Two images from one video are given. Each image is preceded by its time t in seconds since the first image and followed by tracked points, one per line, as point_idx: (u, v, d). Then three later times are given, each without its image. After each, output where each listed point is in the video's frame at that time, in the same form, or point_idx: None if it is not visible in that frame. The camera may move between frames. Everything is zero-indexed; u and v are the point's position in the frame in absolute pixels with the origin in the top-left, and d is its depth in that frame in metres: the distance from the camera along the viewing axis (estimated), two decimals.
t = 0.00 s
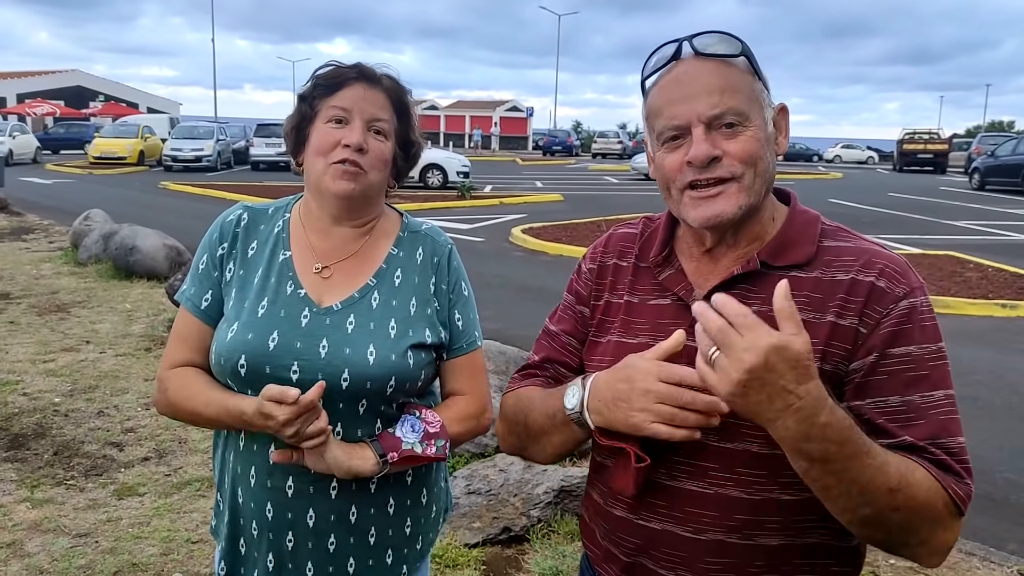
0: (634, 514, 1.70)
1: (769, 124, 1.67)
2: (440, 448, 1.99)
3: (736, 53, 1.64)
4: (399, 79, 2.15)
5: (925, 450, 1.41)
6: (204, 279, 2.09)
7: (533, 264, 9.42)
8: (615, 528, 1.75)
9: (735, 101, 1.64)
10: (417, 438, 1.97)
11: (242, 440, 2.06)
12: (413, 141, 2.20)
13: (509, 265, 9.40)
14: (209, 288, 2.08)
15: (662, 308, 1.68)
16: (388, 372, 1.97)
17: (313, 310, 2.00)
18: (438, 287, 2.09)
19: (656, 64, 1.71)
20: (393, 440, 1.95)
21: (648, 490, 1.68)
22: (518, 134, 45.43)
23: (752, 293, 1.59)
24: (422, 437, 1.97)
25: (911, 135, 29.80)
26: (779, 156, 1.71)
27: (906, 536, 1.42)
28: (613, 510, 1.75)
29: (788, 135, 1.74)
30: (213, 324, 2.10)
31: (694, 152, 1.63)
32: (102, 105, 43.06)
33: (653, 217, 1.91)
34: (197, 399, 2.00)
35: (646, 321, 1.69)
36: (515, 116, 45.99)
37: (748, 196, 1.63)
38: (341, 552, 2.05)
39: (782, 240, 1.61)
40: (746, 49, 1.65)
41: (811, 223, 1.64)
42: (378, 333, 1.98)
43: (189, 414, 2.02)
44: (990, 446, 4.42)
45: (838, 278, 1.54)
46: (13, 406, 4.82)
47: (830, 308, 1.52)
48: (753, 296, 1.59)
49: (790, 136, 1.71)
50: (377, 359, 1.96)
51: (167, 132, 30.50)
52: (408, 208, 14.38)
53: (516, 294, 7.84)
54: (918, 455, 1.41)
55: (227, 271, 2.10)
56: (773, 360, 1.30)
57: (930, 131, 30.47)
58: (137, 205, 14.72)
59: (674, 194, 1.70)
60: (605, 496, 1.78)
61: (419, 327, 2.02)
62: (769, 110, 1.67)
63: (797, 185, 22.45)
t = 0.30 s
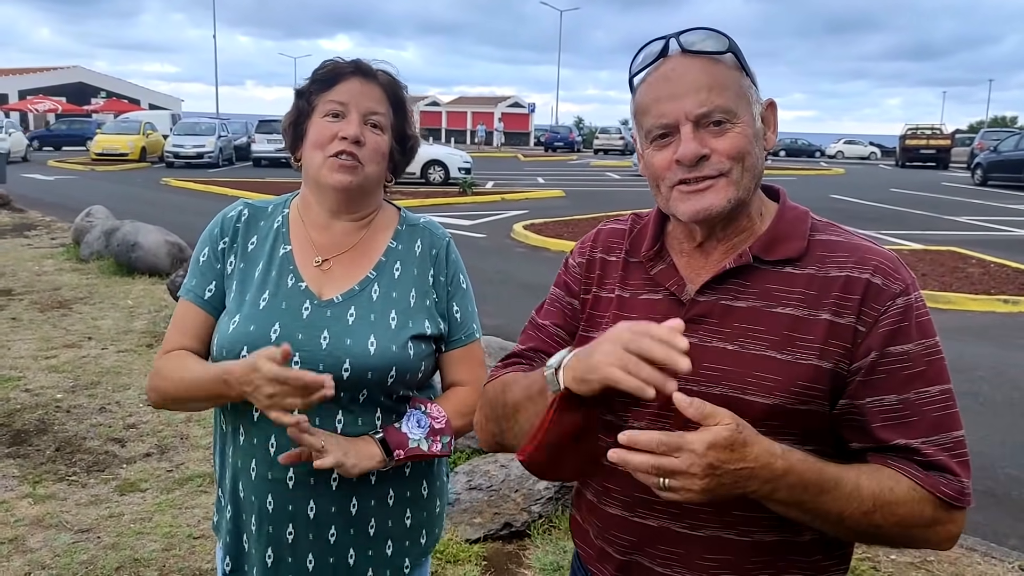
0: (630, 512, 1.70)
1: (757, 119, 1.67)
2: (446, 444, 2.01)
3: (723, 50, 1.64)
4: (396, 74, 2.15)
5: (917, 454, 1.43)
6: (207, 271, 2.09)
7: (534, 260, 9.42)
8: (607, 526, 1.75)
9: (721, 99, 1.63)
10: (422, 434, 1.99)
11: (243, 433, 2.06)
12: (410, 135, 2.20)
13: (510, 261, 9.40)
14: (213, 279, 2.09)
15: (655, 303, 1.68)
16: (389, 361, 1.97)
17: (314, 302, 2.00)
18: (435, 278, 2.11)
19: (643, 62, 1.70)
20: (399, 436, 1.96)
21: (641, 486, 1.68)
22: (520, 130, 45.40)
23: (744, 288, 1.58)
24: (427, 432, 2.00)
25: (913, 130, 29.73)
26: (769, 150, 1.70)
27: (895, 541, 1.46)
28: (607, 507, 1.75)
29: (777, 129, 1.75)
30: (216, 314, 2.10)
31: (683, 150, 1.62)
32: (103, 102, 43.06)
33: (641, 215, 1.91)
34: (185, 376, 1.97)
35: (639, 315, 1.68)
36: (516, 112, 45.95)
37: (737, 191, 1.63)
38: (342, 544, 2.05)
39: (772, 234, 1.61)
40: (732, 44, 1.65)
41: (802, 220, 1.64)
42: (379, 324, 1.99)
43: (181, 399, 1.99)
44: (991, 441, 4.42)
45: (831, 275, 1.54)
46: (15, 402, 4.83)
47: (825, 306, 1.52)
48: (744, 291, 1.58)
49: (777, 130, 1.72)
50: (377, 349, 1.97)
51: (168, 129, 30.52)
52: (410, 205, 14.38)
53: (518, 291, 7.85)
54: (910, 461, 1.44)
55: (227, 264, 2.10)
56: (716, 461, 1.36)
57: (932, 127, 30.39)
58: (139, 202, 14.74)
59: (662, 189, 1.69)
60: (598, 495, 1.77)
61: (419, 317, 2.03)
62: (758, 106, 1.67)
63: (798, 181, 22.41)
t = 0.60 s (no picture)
0: (628, 509, 1.69)
1: (753, 115, 1.67)
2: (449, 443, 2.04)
3: (722, 45, 1.63)
4: (386, 71, 2.15)
5: (899, 447, 1.42)
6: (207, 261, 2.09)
7: (540, 258, 9.41)
8: (606, 524, 1.73)
9: (721, 94, 1.62)
10: (426, 434, 2.01)
11: (243, 426, 2.06)
12: (405, 132, 2.20)
13: (516, 258, 9.40)
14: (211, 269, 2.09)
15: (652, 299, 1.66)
16: (385, 355, 1.97)
17: (310, 297, 2.00)
18: (433, 271, 2.10)
19: (641, 57, 1.69)
20: (403, 437, 1.99)
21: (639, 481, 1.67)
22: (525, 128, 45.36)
23: (740, 283, 1.57)
24: (430, 432, 2.02)
25: (920, 128, 29.62)
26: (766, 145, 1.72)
27: (873, 535, 1.46)
28: (605, 505, 1.74)
29: (771, 125, 1.74)
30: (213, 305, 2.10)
31: (682, 143, 1.61)
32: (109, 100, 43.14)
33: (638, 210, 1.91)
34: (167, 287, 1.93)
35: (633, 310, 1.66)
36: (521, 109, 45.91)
37: (734, 184, 1.62)
38: (341, 540, 2.05)
39: (768, 230, 1.61)
40: (730, 40, 1.64)
41: (798, 217, 1.64)
42: (376, 319, 1.99)
43: (163, 321, 1.94)
44: (996, 439, 4.40)
45: (826, 270, 1.53)
46: (21, 399, 4.85)
47: (820, 300, 1.51)
48: (740, 286, 1.57)
49: (772, 127, 1.72)
50: (373, 343, 1.96)
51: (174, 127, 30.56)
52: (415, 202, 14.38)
53: (523, 288, 7.84)
54: (891, 454, 1.43)
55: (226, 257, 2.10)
56: (698, 428, 1.40)
57: (939, 124, 30.28)
58: (144, 200, 14.75)
59: (658, 182, 1.68)
60: (597, 492, 1.76)
61: (416, 311, 2.03)
62: (754, 101, 1.67)
63: (804, 178, 22.34)
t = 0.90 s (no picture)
0: (637, 509, 1.67)
1: (767, 114, 1.65)
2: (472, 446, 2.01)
3: (734, 43, 1.62)
4: (399, 70, 2.14)
5: (888, 440, 1.39)
6: (212, 257, 2.09)
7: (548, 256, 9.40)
8: (615, 523, 1.72)
9: (736, 92, 1.61)
10: (448, 438, 1.99)
11: (251, 424, 2.06)
12: (416, 130, 2.19)
13: (524, 257, 9.39)
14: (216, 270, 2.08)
15: (660, 297, 1.62)
16: (391, 355, 1.96)
17: (316, 296, 1.99)
18: (441, 272, 2.09)
19: (652, 54, 1.68)
20: (425, 440, 1.98)
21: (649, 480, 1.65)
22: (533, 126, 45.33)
23: (748, 281, 1.56)
24: (453, 435, 2.00)
25: (930, 125, 29.47)
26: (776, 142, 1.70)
27: (857, 526, 1.42)
28: (614, 504, 1.71)
29: (785, 125, 1.73)
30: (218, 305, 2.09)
31: (698, 140, 1.59)
32: (118, 99, 43.28)
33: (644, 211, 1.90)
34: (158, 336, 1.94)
35: (641, 308, 1.64)
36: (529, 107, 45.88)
37: (748, 183, 1.60)
38: (348, 539, 2.04)
39: (777, 226, 1.59)
40: (743, 39, 1.63)
41: (808, 214, 1.62)
42: (382, 318, 1.98)
43: (144, 357, 1.97)
44: (1007, 438, 4.37)
45: (834, 266, 1.51)
46: (31, 396, 4.86)
47: (827, 295, 1.49)
48: (748, 283, 1.55)
49: (783, 127, 1.70)
50: (379, 342, 1.95)
51: (182, 125, 30.65)
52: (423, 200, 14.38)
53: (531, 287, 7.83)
54: (882, 446, 1.39)
55: (234, 256, 2.10)
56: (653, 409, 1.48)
57: (949, 122, 30.13)
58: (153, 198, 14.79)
59: (669, 181, 1.66)
60: (605, 491, 1.74)
61: (423, 311, 2.01)
62: (768, 100, 1.65)
63: (813, 177, 22.26)
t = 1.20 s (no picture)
0: (649, 504, 1.66)
1: (790, 112, 1.64)
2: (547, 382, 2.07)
3: (761, 40, 1.61)
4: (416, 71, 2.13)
5: (833, 421, 1.40)
6: (218, 265, 2.09)
7: (557, 256, 9.39)
8: (626, 519, 1.71)
9: (761, 87, 1.60)
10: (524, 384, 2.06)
11: (260, 424, 2.06)
12: (431, 131, 2.18)
13: (533, 256, 9.38)
14: (223, 275, 2.08)
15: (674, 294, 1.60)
16: (400, 354, 1.95)
17: (328, 297, 2.00)
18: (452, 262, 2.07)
19: (676, 48, 1.67)
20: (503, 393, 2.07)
21: (661, 477, 1.64)
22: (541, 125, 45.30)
23: (758, 279, 1.52)
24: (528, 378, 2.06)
25: (940, 124, 29.33)
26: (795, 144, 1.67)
27: (786, 503, 1.40)
28: (626, 501, 1.70)
29: (803, 124, 1.71)
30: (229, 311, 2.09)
31: (721, 134, 1.58)
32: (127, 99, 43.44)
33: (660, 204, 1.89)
34: (160, 402, 2.00)
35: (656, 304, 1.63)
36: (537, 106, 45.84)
37: (767, 179, 1.59)
38: (355, 538, 2.04)
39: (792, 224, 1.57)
40: (769, 36, 1.62)
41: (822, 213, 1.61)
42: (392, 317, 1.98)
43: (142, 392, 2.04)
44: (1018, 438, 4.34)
45: (837, 262, 1.49)
46: (42, 395, 4.88)
47: (830, 290, 1.48)
48: (758, 282, 1.52)
49: (805, 127, 1.69)
50: (388, 340, 1.95)
51: (192, 125, 30.75)
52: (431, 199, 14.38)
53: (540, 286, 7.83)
54: (829, 428, 1.40)
55: (243, 258, 2.09)
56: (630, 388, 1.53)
57: (959, 121, 29.98)
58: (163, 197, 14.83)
59: (688, 174, 1.65)
60: (617, 486, 1.72)
61: (435, 304, 2.02)
62: (790, 98, 1.64)
63: (822, 176, 22.17)
